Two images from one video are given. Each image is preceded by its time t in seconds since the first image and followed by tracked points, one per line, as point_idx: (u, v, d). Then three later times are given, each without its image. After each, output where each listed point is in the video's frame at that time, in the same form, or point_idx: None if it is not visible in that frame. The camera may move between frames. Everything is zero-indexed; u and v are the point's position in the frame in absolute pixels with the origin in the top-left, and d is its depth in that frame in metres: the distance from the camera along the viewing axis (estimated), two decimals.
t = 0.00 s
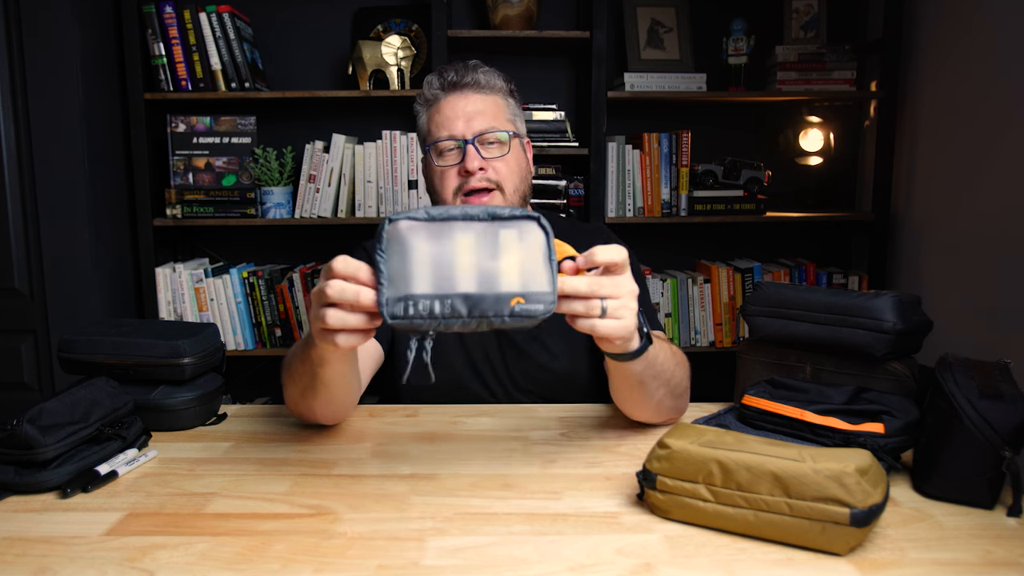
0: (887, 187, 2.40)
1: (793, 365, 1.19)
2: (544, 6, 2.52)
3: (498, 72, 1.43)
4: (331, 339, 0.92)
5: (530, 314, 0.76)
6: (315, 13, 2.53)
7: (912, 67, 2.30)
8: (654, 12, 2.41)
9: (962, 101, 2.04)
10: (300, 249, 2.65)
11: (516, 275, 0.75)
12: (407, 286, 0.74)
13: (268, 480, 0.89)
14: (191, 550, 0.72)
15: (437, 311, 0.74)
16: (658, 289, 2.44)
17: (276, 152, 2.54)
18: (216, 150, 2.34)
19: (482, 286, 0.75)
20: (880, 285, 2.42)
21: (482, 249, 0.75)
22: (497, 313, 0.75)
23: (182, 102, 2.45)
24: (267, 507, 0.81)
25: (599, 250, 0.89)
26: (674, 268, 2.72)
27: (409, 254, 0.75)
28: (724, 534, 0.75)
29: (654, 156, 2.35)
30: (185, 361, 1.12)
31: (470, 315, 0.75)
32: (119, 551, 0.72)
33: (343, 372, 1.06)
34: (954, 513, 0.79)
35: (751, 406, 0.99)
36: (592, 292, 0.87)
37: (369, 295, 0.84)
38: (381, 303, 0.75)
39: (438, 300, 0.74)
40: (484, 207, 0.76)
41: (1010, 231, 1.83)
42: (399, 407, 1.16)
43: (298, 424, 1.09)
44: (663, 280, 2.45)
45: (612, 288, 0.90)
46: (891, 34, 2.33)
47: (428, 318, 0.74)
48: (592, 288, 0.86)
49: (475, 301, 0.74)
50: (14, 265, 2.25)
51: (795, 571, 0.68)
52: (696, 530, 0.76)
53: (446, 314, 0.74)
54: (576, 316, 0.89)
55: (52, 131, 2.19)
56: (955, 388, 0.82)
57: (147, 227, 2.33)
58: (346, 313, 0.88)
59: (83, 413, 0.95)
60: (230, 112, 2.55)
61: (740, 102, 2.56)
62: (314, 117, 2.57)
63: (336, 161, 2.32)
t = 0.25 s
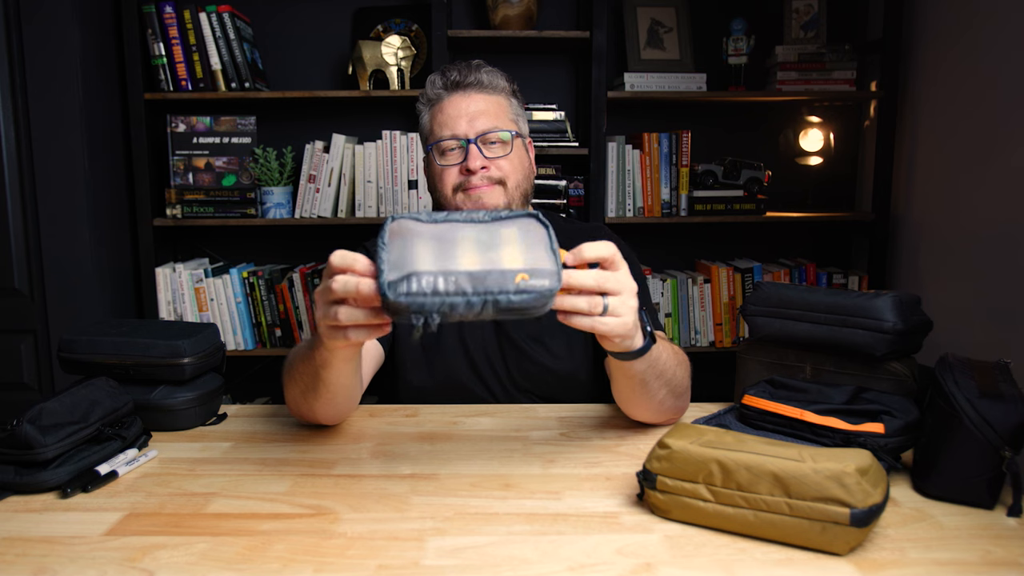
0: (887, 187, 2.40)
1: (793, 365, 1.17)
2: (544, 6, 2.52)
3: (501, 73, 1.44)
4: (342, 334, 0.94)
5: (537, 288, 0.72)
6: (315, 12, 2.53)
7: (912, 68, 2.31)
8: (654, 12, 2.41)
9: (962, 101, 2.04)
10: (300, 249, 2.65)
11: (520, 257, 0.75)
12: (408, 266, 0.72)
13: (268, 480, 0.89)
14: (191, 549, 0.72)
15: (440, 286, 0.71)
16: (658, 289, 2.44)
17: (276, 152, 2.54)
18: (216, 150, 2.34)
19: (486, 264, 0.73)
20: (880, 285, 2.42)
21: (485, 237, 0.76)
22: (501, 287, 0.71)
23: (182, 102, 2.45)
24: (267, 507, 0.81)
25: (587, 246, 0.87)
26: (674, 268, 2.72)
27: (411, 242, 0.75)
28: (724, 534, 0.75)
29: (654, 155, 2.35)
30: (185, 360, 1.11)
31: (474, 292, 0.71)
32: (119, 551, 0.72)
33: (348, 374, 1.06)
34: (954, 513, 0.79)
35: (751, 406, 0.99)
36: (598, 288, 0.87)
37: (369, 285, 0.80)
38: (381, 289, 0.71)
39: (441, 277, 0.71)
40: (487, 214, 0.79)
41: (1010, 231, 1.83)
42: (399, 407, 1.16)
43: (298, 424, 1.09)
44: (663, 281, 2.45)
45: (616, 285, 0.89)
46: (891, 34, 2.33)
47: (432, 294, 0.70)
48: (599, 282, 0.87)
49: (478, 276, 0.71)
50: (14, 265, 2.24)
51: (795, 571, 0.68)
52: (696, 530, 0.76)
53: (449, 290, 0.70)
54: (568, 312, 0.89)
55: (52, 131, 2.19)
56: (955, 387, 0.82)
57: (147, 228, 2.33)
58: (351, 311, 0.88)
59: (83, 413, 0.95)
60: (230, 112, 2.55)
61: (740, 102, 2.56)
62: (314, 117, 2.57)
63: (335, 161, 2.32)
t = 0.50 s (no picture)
0: (887, 187, 2.40)
1: (793, 365, 1.17)
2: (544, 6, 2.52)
3: (503, 73, 1.44)
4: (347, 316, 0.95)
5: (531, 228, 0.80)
6: (315, 13, 2.53)
7: (912, 68, 2.31)
8: (654, 12, 2.41)
9: (962, 101, 2.04)
10: (300, 249, 2.65)
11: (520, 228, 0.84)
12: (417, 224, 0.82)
13: (268, 480, 0.89)
14: (191, 550, 0.72)
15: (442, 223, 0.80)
16: (658, 289, 2.44)
17: (276, 151, 2.54)
18: (217, 150, 2.34)
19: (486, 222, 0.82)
20: (880, 285, 2.42)
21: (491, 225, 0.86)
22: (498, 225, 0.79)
23: (182, 102, 2.45)
24: (267, 507, 0.81)
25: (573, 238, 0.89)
26: (674, 268, 2.72)
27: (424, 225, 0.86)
28: (724, 534, 0.75)
29: (654, 155, 2.36)
30: (185, 360, 1.12)
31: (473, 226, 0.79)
32: (119, 551, 0.72)
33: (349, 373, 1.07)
34: (954, 513, 0.79)
35: (751, 406, 0.99)
36: (602, 276, 0.90)
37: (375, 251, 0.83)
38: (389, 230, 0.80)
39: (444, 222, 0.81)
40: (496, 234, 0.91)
41: (1011, 231, 1.83)
42: (399, 407, 1.16)
43: (298, 424, 1.09)
44: (663, 281, 2.45)
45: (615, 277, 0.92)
46: (891, 34, 2.33)
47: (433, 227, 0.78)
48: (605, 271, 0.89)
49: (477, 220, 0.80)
50: (14, 265, 2.24)
51: (795, 571, 0.68)
52: (696, 530, 0.76)
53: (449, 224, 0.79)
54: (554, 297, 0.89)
55: (52, 132, 2.19)
56: (955, 387, 0.82)
57: (147, 228, 2.33)
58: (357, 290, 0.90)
59: (83, 413, 0.95)
60: (230, 112, 2.55)
61: (740, 102, 2.56)
62: (314, 117, 2.57)
63: (335, 161, 2.32)
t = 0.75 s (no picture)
0: (887, 187, 2.40)
1: (793, 365, 1.17)
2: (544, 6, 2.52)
3: (506, 73, 1.44)
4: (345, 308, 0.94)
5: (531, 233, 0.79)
6: (315, 13, 2.53)
7: (912, 68, 2.31)
8: (654, 12, 2.41)
9: (962, 101, 2.04)
10: (300, 249, 2.65)
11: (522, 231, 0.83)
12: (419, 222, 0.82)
13: (268, 480, 0.89)
14: (192, 550, 0.72)
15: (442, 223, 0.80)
16: (658, 289, 2.44)
17: (276, 152, 2.54)
18: (217, 150, 2.34)
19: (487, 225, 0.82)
20: (880, 285, 2.42)
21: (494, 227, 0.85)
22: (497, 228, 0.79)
23: (182, 102, 2.45)
24: (267, 507, 0.81)
25: (588, 237, 0.88)
26: (674, 268, 2.72)
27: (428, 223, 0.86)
28: (724, 534, 0.75)
29: (654, 156, 2.36)
30: (185, 360, 1.11)
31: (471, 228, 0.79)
32: (119, 551, 0.72)
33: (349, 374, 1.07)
34: (954, 513, 0.79)
35: (751, 406, 0.99)
36: (601, 282, 0.89)
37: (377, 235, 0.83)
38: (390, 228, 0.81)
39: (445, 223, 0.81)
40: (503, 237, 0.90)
41: (1011, 231, 1.83)
42: (399, 407, 1.16)
43: (298, 424, 1.09)
44: (663, 281, 2.45)
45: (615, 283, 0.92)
46: (891, 34, 2.33)
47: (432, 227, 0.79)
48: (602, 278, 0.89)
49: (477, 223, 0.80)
50: (14, 265, 2.25)
51: (795, 571, 0.68)
52: (696, 530, 0.76)
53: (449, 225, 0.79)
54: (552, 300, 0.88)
55: (52, 132, 2.19)
56: (956, 387, 0.82)
57: (147, 228, 2.33)
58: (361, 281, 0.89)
59: (83, 413, 0.95)
60: (230, 112, 2.55)
61: (740, 103, 2.56)
62: (314, 117, 2.57)
63: (335, 161, 2.32)
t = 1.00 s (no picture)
0: (887, 187, 2.40)
1: (793, 365, 1.17)
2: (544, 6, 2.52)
3: (507, 74, 1.44)
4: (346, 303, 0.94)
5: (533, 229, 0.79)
6: (315, 13, 2.53)
7: (912, 68, 2.31)
8: (654, 12, 2.41)
9: (962, 100, 2.04)
10: (300, 249, 2.65)
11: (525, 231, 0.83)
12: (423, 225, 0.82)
13: (268, 480, 0.89)
14: (191, 550, 0.72)
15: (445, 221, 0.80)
16: (658, 289, 2.43)
17: (276, 152, 2.54)
18: (217, 150, 2.34)
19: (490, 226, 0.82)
20: (880, 285, 2.42)
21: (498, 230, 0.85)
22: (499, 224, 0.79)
23: (182, 102, 2.45)
24: (267, 507, 0.81)
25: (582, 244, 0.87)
26: (674, 268, 2.72)
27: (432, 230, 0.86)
28: (724, 534, 0.75)
29: (654, 156, 2.36)
30: (185, 360, 1.11)
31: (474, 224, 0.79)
32: (118, 551, 0.72)
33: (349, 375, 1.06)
34: (954, 513, 0.79)
35: (751, 406, 0.99)
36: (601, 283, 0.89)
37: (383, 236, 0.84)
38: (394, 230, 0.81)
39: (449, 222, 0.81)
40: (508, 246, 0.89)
41: (1011, 231, 1.83)
42: (399, 407, 1.16)
43: (298, 424, 1.09)
44: (663, 281, 2.45)
45: (614, 284, 0.92)
46: (891, 34, 2.33)
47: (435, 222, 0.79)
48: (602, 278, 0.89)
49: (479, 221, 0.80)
50: (14, 265, 2.25)
51: (795, 571, 0.68)
52: (696, 530, 0.76)
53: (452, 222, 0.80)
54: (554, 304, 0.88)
55: (52, 132, 2.19)
56: (955, 387, 0.82)
57: (147, 228, 2.33)
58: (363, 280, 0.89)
59: (83, 413, 0.95)
60: (230, 112, 2.55)
61: (740, 103, 2.56)
62: (314, 117, 2.57)
63: (335, 161, 2.32)
